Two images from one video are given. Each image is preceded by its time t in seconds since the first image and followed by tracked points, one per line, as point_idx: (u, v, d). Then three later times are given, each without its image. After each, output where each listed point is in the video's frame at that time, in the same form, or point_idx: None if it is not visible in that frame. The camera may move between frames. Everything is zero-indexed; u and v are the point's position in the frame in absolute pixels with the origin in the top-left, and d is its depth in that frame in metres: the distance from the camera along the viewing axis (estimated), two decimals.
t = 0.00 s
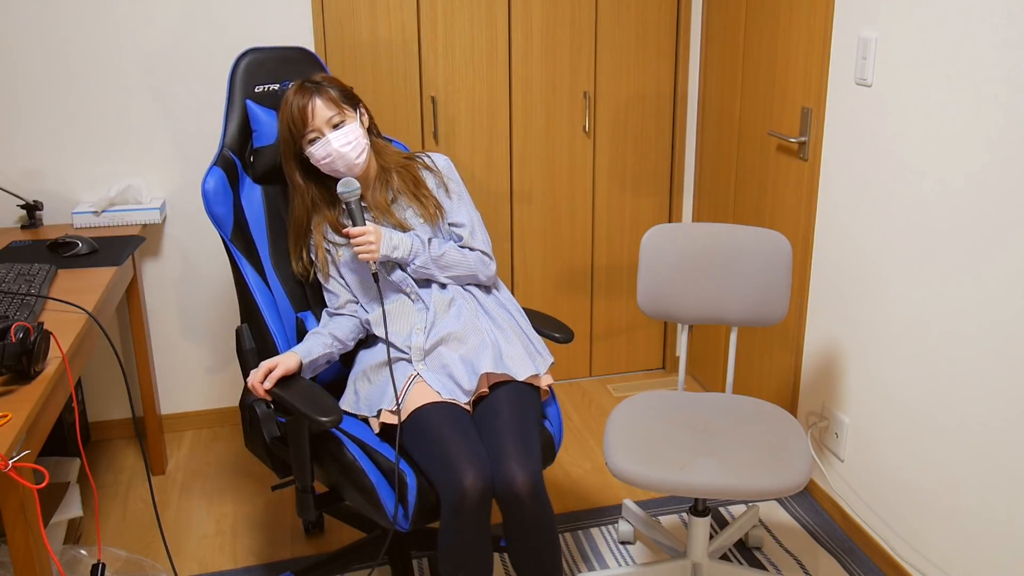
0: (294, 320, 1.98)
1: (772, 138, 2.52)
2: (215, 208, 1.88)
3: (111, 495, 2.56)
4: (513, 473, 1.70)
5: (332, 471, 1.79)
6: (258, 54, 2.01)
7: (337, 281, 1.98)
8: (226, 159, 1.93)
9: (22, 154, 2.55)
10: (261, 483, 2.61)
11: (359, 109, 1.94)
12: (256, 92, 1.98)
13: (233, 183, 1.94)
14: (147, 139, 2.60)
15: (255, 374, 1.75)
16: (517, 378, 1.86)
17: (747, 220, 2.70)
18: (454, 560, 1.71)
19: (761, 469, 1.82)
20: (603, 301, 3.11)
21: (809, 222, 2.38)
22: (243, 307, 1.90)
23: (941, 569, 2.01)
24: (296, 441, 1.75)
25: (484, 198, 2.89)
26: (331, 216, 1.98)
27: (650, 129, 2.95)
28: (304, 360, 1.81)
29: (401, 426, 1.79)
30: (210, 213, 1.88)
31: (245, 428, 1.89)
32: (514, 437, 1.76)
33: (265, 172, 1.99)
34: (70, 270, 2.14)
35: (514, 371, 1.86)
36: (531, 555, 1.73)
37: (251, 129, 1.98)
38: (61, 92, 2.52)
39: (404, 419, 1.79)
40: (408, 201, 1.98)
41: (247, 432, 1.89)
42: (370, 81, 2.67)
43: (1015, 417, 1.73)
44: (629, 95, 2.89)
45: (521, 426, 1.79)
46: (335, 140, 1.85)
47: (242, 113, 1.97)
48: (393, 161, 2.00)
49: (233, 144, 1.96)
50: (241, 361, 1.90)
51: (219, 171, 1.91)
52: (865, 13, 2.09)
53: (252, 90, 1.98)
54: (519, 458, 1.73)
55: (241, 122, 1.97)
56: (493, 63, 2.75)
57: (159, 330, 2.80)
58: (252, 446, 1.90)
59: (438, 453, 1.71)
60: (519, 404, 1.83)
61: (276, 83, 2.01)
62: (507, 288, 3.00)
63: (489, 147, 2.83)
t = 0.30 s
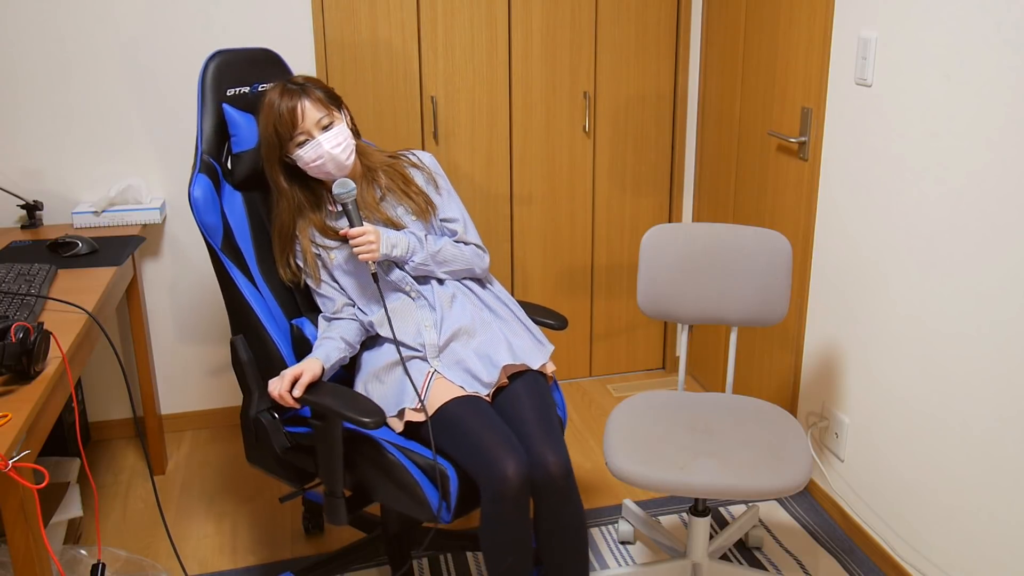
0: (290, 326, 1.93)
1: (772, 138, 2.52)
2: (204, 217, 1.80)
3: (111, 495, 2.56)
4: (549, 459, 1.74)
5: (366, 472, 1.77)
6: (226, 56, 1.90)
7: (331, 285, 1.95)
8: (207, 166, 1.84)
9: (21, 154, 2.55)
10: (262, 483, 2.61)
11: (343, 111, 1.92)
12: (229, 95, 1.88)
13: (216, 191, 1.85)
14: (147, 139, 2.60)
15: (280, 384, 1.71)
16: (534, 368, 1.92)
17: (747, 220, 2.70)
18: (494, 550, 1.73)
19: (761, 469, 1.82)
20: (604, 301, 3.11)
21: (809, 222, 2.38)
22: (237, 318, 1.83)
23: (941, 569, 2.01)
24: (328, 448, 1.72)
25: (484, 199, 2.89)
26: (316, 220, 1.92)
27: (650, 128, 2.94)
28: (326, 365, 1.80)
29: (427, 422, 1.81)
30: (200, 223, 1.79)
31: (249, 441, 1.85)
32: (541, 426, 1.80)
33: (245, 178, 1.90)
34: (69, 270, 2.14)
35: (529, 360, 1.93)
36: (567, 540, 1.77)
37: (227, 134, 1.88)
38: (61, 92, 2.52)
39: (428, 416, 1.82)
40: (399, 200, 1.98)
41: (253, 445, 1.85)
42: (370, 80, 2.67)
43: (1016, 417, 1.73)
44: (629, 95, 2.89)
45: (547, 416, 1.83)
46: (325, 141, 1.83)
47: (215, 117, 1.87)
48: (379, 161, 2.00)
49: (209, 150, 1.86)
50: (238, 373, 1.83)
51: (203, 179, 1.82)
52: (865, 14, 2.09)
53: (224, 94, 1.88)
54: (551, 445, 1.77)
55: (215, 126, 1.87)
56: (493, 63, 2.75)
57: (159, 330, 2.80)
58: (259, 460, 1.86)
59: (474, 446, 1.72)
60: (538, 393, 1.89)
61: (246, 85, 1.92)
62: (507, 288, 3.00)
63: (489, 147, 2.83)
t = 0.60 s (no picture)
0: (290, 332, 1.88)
1: (772, 138, 2.52)
2: (201, 225, 1.73)
3: (111, 495, 2.56)
4: (570, 444, 1.83)
5: (393, 472, 1.77)
6: (202, 57, 1.83)
7: (327, 291, 1.93)
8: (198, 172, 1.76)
9: (21, 154, 2.55)
10: (262, 484, 2.61)
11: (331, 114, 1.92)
12: (209, 98, 1.82)
13: (208, 198, 1.78)
14: (147, 139, 2.60)
15: (306, 390, 1.69)
16: (542, 358, 1.98)
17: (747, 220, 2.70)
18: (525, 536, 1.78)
19: (758, 470, 1.82)
20: (604, 301, 3.11)
21: (809, 222, 2.38)
22: (237, 327, 1.78)
23: (941, 569, 2.01)
24: (354, 450, 1.71)
25: (483, 200, 2.89)
26: (306, 226, 1.89)
27: (650, 128, 2.94)
28: (346, 367, 1.79)
29: (450, 418, 1.82)
30: (197, 231, 1.72)
31: (255, 452, 1.84)
32: (558, 418, 1.88)
33: (232, 184, 1.85)
34: (69, 270, 2.14)
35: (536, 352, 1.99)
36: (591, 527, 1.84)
37: (210, 139, 1.81)
38: (61, 91, 2.52)
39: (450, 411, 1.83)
40: (390, 201, 1.98)
41: (261, 456, 1.83)
42: (371, 80, 2.67)
43: (1016, 417, 1.73)
44: (629, 95, 2.89)
45: (561, 407, 1.91)
46: (316, 142, 1.82)
47: (196, 121, 1.79)
48: (366, 163, 1.99)
49: (194, 154, 1.78)
50: (239, 382, 1.81)
51: (196, 187, 1.75)
52: (865, 13, 2.09)
53: (205, 97, 1.81)
54: (570, 432, 1.85)
55: (198, 130, 1.79)
56: (493, 63, 2.75)
57: (159, 330, 2.79)
58: (265, 471, 1.85)
59: (503, 440, 1.76)
60: (547, 383, 1.96)
61: (224, 88, 1.86)
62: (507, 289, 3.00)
63: (489, 147, 2.83)
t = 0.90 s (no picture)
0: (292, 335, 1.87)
1: (772, 138, 2.52)
2: (201, 231, 1.70)
3: (111, 495, 2.56)
4: (579, 428, 1.92)
5: (413, 468, 1.78)
6: (187, 59, 1.80)
7: (326, 293, 1.93)
8: (193, 176, 1.73)
9: (21, 154, 2.55)
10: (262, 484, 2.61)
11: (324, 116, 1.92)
12: (198, 101, 1.79)
13: (207, 203, 1.75)
14: (148, 139, 2.60)
15: (327, 392, 1.69)
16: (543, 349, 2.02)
17: (747, 220, 2.70)
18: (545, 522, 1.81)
19: (758, 470, 1.82)
20: (603, 301, 3.11)
21: (809, 221, 2.38)
22: (239, 332, 1.77)
23: (941, 569, 2.01)
24: (374, 450, 1.71)
25: (483, 200, 2.89)
26: (303, 229, 1.89)
27: (650, 129, 2.94)
28: (361, 366, 1.79)
29: (465, 414, 1.83)
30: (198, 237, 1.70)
31: (266, 459, 1.84)
32: (567, 407, 1.94)
33: (226, 188, 1.82)
34: (69, 270, 2.14)
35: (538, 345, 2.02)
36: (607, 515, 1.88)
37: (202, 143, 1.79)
38: (61, 91, 2.52)
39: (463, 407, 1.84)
40: (386, 201, 1.98)
41: (272, 463, 1.84)
42: (370, 80, 2.67)
43: (1016, 416, 1.73)
44: (629, 95, 2.89)
45: (568, 399, 1.96)
46: (315, 142, 1.83)
47: (184, 125, 1.75)
48: (357, 163, 1.99)
49: (186, 158, 1.74)
50: (244, 389, 1.81)
51: (195, 192, 1.72)
52: (865, 13, 2.09)
53: (193, 100, 1.78)
54: (577, 419, 1.93)
55: (188, 134, 1.75)
56: (493, 63, 2.75)
57: (159, 330, 2.80)
58: (277, 478, 1.86)
59: (522, 429, 1.78)
60: (552, 374, 2.01)
61: (209, 90, 1.83)
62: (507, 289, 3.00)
63: (489, 147, 2.83)
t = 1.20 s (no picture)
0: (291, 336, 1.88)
1: (772, 138, 2.52)
2: (201, 232, 1.70)
3: (111, 495, 2.56)
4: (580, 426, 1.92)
5: (420, 467, 1.77)
6: (181, 61, 1.79)
7: (325, 294, 1.92)
8: (191, 178, 1.73)
9: (21, 154, 2.55)
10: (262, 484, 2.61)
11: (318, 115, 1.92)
12: (193, 103, 1.79)
13: (206, 206, 1.75)
14: (147, 139, 2.60)
15: (334, 392, 1.70)
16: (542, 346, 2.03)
17: (747, 220, 2.70)
18: (549, 520, 1.81)
19: (758, 470, 1.82)
20: (604, 301, 3.11)
21: (809, 221, 2.38)
22: (240, 333, 1.77)
23: (941, 569, 2.01)
24: (381, 449, 1.71)
25: (483, 200, 2.89)
26: (302, 231, 1.89)
27: (650, 129, 2.94)
28: (366, 366, 1.81)
29: (470, 412, 1.82)
30: (199, 239, 1.70)
31: (270, 462, 1.84)
32: (567, 406, 1.95)
33: (223, 190, 1.82)
34: (69, 270, 2.14)
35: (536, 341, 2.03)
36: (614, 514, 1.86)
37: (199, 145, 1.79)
38: (61, 91, 2.52)
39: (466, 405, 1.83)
40: (383, 201, 1.98)
41: (276, 465, 1.84)
42: (370, 80, 2.67)
43: (1017, 417, 1.73)
44: (629, 95, 2.89)
45: (569, 398, 1.96)
46: (310, 140, 1.82)
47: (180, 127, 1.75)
48: (353, 164, 1.98)
49: (183, 160, 1.74)
50: (246, 391, 1.81)
51: (195, 194, 1.72)
52: (865, 13, 2.09)
53: (189, 102, 1.78)
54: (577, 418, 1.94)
55: (185, 135, 1.75)
56: (493, 63, 2.75)
57: (159, 330, 2.79)
58: (281, 480, 1.86)
59: (524, 429, 1.78)
60: (550, 370, 2.01)
61: (203, 92, 1.83)
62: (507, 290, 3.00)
63: (489, 147, 2.83)
